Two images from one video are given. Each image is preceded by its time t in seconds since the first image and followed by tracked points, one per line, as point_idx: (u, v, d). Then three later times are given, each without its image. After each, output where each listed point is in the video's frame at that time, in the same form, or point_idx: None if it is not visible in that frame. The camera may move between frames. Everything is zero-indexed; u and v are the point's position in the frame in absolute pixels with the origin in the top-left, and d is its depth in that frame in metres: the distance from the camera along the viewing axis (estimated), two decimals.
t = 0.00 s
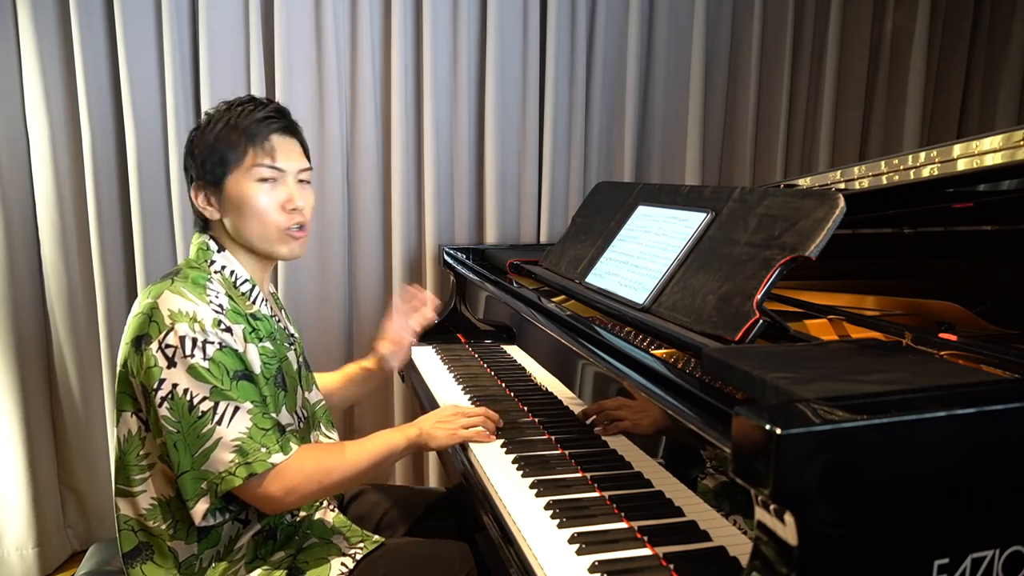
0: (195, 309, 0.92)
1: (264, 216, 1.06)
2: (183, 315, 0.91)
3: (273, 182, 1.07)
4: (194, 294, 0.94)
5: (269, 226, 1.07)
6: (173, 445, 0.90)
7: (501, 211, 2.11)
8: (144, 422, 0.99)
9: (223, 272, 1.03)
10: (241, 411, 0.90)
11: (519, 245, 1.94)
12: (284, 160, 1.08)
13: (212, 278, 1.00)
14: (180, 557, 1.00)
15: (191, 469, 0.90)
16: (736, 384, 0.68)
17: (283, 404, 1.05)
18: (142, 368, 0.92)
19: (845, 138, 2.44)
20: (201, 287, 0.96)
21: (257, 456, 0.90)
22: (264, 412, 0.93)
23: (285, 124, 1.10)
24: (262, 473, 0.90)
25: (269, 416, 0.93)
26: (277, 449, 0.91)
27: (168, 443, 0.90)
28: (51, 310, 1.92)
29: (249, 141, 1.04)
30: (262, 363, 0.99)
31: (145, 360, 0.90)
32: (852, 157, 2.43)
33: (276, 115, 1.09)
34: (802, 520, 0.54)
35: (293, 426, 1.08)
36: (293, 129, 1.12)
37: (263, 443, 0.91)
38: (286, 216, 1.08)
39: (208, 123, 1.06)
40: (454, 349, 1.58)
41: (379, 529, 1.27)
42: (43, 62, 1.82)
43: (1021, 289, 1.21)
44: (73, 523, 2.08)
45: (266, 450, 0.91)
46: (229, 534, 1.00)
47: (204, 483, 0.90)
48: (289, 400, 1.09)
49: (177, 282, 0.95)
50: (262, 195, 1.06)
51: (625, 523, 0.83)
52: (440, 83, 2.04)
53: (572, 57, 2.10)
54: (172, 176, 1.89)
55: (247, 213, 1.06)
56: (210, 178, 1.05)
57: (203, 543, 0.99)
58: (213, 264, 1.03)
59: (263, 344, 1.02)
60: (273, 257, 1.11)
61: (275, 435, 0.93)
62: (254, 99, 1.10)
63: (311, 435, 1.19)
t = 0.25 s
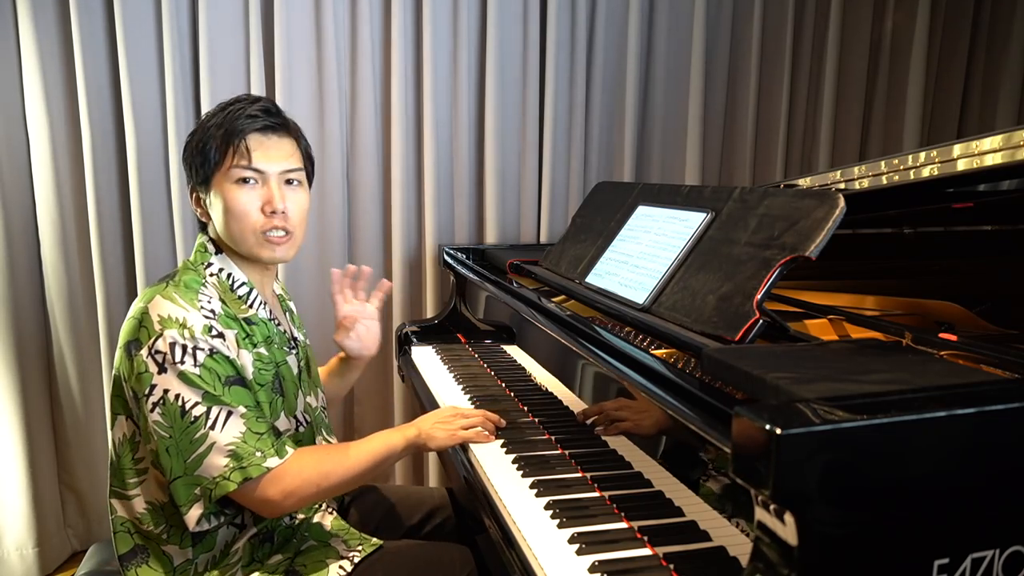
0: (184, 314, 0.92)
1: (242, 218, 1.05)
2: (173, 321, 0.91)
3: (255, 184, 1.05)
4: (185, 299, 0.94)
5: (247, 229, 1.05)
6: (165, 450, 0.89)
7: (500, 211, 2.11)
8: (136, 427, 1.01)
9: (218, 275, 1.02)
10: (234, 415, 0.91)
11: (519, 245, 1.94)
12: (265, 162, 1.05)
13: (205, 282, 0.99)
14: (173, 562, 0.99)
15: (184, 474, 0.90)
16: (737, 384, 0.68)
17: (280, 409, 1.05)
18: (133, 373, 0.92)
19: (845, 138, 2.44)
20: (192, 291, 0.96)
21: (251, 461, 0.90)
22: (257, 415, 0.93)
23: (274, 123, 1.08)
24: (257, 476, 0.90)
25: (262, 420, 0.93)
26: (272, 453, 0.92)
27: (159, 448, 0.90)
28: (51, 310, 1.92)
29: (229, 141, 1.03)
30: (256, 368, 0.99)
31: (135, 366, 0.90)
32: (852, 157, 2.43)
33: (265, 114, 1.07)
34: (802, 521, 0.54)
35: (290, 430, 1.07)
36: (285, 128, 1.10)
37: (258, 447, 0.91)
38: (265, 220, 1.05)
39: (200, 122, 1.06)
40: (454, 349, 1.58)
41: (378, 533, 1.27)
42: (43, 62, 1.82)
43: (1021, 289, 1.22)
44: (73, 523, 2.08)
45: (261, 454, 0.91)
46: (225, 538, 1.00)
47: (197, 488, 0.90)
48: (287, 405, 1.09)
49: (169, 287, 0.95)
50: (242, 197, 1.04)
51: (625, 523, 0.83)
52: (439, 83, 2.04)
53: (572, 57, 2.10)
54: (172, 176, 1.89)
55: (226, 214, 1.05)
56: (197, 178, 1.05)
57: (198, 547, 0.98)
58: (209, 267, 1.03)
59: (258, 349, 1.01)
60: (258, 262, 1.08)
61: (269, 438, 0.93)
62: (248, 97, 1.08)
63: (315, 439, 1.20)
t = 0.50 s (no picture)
0: (187, 321, 0.92)
1: (265, 227, 1.04)
2: (176, 328, 0.91)
3: (280, 193, 1.04)
4: (187, 305, 0.94)
5: (268, 238, 1.05)
6: (168, 457, 0.89)
7: (501, 211, 2.11)
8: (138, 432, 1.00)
9: (221, 280, 1.02)
10: (237, 422, 0.91)
11: (519, 245, 1.94)
12: (292, 170, 1.04)
13: (208, 287, 0.99)
14: (173, 565, 0.99)
15: (187, 480, 0.90)
16: (736, 384, 0.68)
17: (282, 414, 1.05)
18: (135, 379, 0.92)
19: (845, 139, 2.44)
20: (194, 296, 0.95)
21: (254, 467, 0.89)
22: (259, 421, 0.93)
23: (297, 130, 1.06)
24: (260, 484, 0.90)
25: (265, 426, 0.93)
26: (275, 459, 0.91)
27: (163, 455, 0.90)
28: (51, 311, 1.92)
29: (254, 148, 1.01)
30: (258, 373, 0.99)
31: (138, 372, 0.90)
32: (852, 157, 2.43)
33: (287, 119, 1.05)
34: (802, 521, 0.54)
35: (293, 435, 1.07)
36: (302, 134, 1.08)
37: (261, 453, 0.91)
38: (287, 229, 1.05)
39: (215, 120, 1.02)
40: (454, 349, 1.58)
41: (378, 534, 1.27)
42: (43, 62, 1.82)
43: (1020, 289, 1.22)
44: (73, 523, 2.08)
45: (264, 461, 0.90)
46: (224, 543, 0.99)
47: (200, 494, 0.90)
48: (289, 409, 1.09)
49: (171, 291, 0.95)
50: (265, 205, 1.03)
51: (625, 523, 0.83)
52: (439, 83, 2.04)
53: (572, 57, 2.10)
54: (172, 176, 1.90)
55: (249, 221, 1.03)
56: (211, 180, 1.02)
57: (197, 551, 0.98)
58: (211, 272, 1.02)
59: (260, 354, 1.01)
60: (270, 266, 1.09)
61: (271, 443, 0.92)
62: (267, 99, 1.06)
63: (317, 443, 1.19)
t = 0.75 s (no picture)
0: (195, 326, 0.92)
1: (308, 225, 1.08)
2: (184, 334, 0.90)
3: (319, 194, 1.09)
4: (194, 310, 0.93)
5: (308, 236, 1.08)
6: (177, 462, 0.89)
7: (501, 211, 2.11)
8: (142, 437, 0.98)
9: (226, 283, 1.02)
10: (245, 428, 0.90)
11: (519, 245, 1.94)
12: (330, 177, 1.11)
13: (213, 291, 0.99)
14: (174, 567, 0.99)
15: (196, 486, 0.90)
16: (736, 384, 0.68)
17: (287, 417, 1.05)
18: (141, 385, 0.91)
19: (845, 138, 2.44)
20: (200, 301, 0.95)
21: (264, 472, 0.90)
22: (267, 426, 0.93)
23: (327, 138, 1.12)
24: (270, 488, 0.90)
25: (274, 431, 0.93)
26: (283, 463, 0.91)
27: (170, 461, 0.89)
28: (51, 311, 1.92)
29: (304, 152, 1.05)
30: (263, 377, 0.99)
31: (144, 378, 0.90)
32: (852, 157, 2.43)
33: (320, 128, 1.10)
34: (802, 521, 0.54)
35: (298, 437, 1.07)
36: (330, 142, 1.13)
37: (269, 458, 0.91)
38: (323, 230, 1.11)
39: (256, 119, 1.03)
40: (454, 349, 1.58)
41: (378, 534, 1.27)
42: (43, 62, 1.82)
43: (1020, 290, 1.22)
44: (73, 523, 2.08)
45: (272, 465, 0.90)
46: (225, 544, 0.99)
47: (209, 499, 0.90)
48: (293, 412, 1.09)
49: (177, 296, 0.94)
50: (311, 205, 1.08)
51: (625, 523, 0.83)
52: (439, 82, 2.04)
53: (572, 57, 2.10)
54: (172, 177, 1.90)
55: (297, 219, 1.06)
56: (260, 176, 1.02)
57: (196, 552, 0.98)
58: (216, 275, 1.02)
59: (266, 358, 1.02)
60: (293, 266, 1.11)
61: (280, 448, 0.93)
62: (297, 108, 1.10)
63: (316, 442, 1.19)
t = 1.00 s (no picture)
0: (197, 321, 0.92)
1: (310, 228, 1.08)
2: (187, 328, 0.90)
3: (322, 197, 1.09)
4: (196, 306, 0.94)
5: (310, 240, 1.09)
6: (181, 458, 0.89)
7: (501, 211, 2.11)
8: (147, 434, 0.98)
9: (227, 280, 1.02)
10: (249, 422, 0.91)
11: (519, 245, 1.94)
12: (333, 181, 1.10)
13: (214, 287, 0.99)
14: (173, 565, 0.99)
15: (200, 481, 0.89)
16: (736, 384, 0.68)
17: (285, 414, 1.06)
18: (143, 381, 0.90)
19: (845, 138, 2.44)
20: (202, 297, 0.96)
21: (269, 464, 0.90)
22: (271, 419, 0.93)
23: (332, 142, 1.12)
24: (275, 481, 0.90)
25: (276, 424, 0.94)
26: (288, 455, 0.92)
27: (174, 457, 0.89)
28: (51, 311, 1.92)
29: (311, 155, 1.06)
30: (264, 372, 1.00)
31: (147, 374, 0.89)
32: (852, 157, 2.43)
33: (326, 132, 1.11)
34: (802, 521, 0.54)
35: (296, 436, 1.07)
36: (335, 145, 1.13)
37: (273, 451, 0.91)
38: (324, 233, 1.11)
39: (264, 120, 1.03)
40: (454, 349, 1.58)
41: (379, 532, 1.27)
42: (43, 63, 1.82)
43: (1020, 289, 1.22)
44: (73, 523, 2.08)
45: (277, 459, 0.90)
46: (225, 541, 0.99)
47: (214, 494, 0.90)
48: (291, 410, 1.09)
49: (179, 292, 0.95)
50: (313, 209, 1.08)
51: (625, 523, 0.83)
52: (439, 83, 2.04)
53: (572, 57, 2.10)
54: (172, 178, 1.90)
55: (299, 223, 1.07)
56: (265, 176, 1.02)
57: (196, 551, 0.98)
58: (216, 272, 1.02)
59: (266, 354, 1.02)
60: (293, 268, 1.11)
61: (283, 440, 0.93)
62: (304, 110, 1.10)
63: (315, 441, 1.20)
